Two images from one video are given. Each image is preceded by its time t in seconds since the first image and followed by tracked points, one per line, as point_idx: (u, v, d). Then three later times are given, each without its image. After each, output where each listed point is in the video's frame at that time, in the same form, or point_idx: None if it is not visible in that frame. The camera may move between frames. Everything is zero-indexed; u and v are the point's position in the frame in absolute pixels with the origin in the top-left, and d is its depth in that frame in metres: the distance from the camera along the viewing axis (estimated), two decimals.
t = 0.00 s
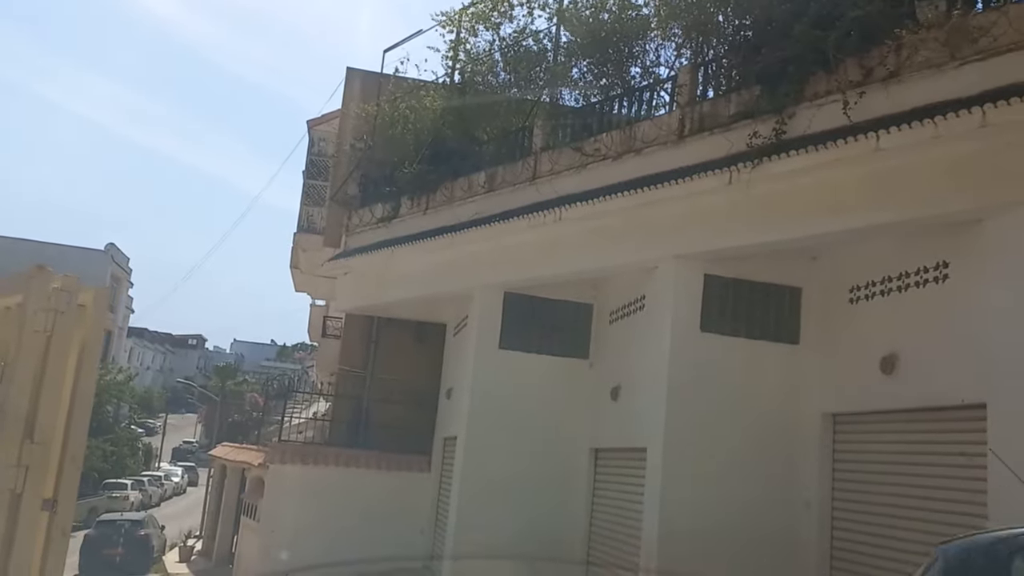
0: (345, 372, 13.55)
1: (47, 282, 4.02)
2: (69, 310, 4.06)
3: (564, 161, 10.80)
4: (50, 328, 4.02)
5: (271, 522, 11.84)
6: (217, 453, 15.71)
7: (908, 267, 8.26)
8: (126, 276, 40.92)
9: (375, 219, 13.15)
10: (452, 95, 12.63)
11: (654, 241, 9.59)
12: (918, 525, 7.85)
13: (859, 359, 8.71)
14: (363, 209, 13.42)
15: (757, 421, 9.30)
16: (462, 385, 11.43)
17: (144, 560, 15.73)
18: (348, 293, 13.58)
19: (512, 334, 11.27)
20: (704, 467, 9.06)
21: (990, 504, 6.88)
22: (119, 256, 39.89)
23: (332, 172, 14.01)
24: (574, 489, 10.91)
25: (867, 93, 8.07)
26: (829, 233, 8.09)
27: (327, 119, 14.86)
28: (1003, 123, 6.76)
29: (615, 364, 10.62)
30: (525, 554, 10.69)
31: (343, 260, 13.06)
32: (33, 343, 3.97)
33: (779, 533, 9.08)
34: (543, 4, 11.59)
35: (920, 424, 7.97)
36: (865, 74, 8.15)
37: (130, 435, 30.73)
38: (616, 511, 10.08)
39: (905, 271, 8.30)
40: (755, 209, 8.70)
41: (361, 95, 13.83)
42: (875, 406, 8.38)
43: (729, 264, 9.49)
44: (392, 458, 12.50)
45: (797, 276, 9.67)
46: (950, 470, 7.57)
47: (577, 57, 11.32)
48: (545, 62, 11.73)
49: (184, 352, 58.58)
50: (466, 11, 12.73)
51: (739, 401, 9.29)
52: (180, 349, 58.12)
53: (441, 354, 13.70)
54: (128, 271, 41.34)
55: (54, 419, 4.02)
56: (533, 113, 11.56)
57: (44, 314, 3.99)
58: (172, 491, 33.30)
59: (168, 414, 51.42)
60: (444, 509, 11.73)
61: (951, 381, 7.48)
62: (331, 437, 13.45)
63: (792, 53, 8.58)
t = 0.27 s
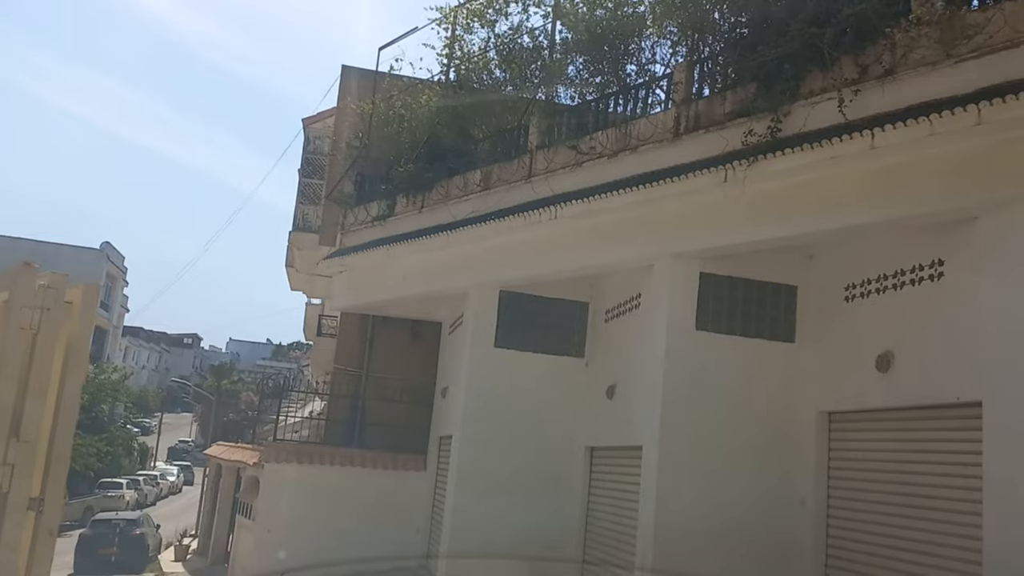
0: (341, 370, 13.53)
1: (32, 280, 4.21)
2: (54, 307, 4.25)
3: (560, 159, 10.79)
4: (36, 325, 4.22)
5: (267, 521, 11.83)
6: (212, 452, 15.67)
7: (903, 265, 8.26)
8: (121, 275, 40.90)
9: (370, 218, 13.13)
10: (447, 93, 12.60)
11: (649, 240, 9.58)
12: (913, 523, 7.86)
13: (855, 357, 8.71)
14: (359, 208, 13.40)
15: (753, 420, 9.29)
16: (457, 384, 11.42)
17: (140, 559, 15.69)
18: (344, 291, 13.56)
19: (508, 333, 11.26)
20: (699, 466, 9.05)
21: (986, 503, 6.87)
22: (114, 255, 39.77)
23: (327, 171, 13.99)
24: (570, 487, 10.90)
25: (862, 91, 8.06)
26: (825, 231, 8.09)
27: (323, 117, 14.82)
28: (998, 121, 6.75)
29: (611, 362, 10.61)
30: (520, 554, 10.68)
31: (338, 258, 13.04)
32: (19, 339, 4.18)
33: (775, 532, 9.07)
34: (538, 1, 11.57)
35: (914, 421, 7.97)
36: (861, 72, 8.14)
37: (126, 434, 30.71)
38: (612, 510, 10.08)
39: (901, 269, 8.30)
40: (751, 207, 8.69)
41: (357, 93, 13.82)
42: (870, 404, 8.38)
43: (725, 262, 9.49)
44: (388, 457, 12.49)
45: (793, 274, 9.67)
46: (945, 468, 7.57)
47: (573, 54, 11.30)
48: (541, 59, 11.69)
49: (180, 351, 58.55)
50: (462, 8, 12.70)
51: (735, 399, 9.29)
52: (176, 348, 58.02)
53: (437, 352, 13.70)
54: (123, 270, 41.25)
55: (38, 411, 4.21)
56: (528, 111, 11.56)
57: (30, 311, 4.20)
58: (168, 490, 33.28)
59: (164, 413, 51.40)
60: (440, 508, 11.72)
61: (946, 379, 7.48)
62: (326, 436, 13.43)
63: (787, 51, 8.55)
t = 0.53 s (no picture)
0: (335, 369, 13.70)
1: (17, 277, 4.68)
2: (37, 303, 4.71)
3: (555, 157, 10.76)
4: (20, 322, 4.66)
5: (261, 520, 11.79)
6: (207, 452, 15.60)
7: (899, 264, 8.24)
8: (117, 274, 40.84)
9: (365, 216, 13.10)
10: (441, 91, 12.54)
11: (644, 239, 9.56)
12: (907, 523, 7.85)
13: (850, 355, 8.69)
14: (354, 206, 13.37)
15: (749, 419, 9.27)
16: (452, 383, 11.40)
17: (135, 559, 15.63)
18: (339, 290, 13.53)
19: (503, 332, 11.25)
20: (695, 466, 9.03)
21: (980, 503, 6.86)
22: (109, 254, 39.66)
23: (322, 169, 13.96)
24: (565, 487, 10.88)
25: (857, 89, 8.04)
26: (819, 229, 8.07)
27: (318, 115, 14.76)
28: (993, 120, 6.73)
29: (606, 361, 10.59)
30: (515, 554, 10.65)
31: (333, 257, 13.01)
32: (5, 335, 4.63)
33: (770, 532, 9.06)
34: None
35: (909, 421, 7.97)
36: (856, 70, 8.13)
37: (122, 433, 30.69)
38: (607, 510, 10.07)
39: (896, 267, 8.28)
40: (745, 206, 8.67)
41: (352, 91, 13.78)
42: (865, 403, 8.37)
43: (720, 261, 9.47)
44: (383, 456, 12.46)
45: (788, 273, 9.65)
46: (940, 467, 7.55)
47: (567, 52, 11.20)
48: (536, 57, 11.58)
49: (176, 350, 58.52)
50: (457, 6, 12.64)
51: (730, 398, 9.27)
52: (172, 347, 57.98)
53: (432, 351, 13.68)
54: (119, 268, 41.14)
55: (24, 402, 4.66)
56: (523, 110, 11.53)
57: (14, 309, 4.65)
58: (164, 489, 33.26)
59: (161, 412, 51.39)
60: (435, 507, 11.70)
61: (941, 378, 7.47)
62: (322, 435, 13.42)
63: (782, 49, 8.51)
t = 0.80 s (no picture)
0: (330, 369, 13.68)
1: None
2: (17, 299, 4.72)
3: (550, 156, 10.74)
4: None
5: (254, 519, 11.73)
6: (202, 451, 15.51)
7: (893, 263, 8.22)
8: (111, 273, 40.84)
9: (359, 215, 13.07)
10: (435, 89, 12.48)
11: (639, 237, 9.53)
12: (902, 522, 7.83)
13: (844, 354, 8.67)
14: (347, 205, 13.34)
15: (744, 417, 9.24)
16: (446, 382, 11.37)
17: (126, 559, 15.52)
18: (333, 289, 13.50)
19: (498, 331, 11.21)
20: (689, 465, 9.00)
21: (975, 502, 6.83)
22: (103, 253, 39.58)
23: (317, 168, 13.92)
24: (560, 486, 10.85)
25: (852, 88, 8.02)
26: (814, 228, 8.04)
27: (312, 114, 14.72)
28: (987, 117, 6.72)
29: (600, 360, 10.56)
30: (509, 554, 10.61)
31: (328, 256, 12.98)
32: None
33: (764, 531, 9.03)
34: None
35: (903, 419, 7.95)
36: (850, 68, 8.11)
37: (117, 433, 30.63)
38: (601, 510, 10.03)
39: (891, 266, 8.26)
40: (740, 204, 8.64)
41: (347, 89, 13.75)
42: (860, 402, 8.35)
43: (714, 260, 9.44)
44: (377, 456, 12.42)
45: (783, 272, 9.63)
46: (934, 466, 7.53)
47: (562, 51, 11.16)
48: (530, 55, 11.55)
49: (171, 350, 58.48)
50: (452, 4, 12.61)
51: (724, 397, 9.24)
52: (167, 346, 57.93)
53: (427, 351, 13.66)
54: (113, 268, 41.03)
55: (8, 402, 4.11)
56: (518, 109, 11.50)
57: None
58: (157, 489, 33.20)
59: (156, 413, 51.35)
60: (429, 507, 11.66)
61: (935, 377, 7.45)
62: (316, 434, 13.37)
63: (776, 47, 8.48)
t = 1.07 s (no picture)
0: (325, 367, 13.58)
1: None
2: None
3: (545, 154, 10.70)
4: None
5: (248, 518, 11.68)
6: (197, 450, 15.46)
7: (889, 261, 8.20)
8: (106, 271, 40.77)
9: (354, 213, 13.03)
10: (431, 86, 12.43)
11: (634, 235, 9.50)
12: (898, 521, 7.80)
13: (840, 353, 8.64)
14: (343, 203, 13.31)
15: (739, 416, 9.21)
16: (441, 381, 11.33)
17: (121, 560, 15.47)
18: (328, 287, 13.47)
19: (493, 330, 11.17)
20: (685, 464, 8.96)
21: (971, 501, 6.80)
22: (99, 252, 39.50)
23: (312, 165, 13.87)
24: (555, 485, 10.81)
25: (848, 85, 7.99)
26: (810, 225, 8.00)
27: (307, 111, 14.67)
28: (984, 115, 6.69)
29: (596, 359, 10.53)
30: (504, 554, 10.57)
31: (322, 254, 12.95)
32: None
33: (760, 530, 8.99)
34: None
35: (900, 418, 7.91)
36: (846, 65, 8.06)
37: (113, 432, 30.57)
38: (597, 509, 9.99)
39: (887, 264, 8.23)
40: (735, 202, 8.61)
41: (343, 87, 13.70)
42: (855, 401, 8.32)
43: (709, 258, 9.41)
44: (372, 455, 12.37)
45: (779, 270, 9.60)
46: (930, 465, 7.50)
47: (557, 48, 11.09)
48: (525, 53, 11.48)
49: (168, 349, 58.41)
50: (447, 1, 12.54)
51: (720, 396, 9.20)
52: (163, 346, 57.85)
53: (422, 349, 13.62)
54: (109, 267, 40.93)
55: None
56: (513, 107, 11.47)
57: None
58: (153, 489, 33.14)
59: (152, 412, 51.28)
60: (424, 506, 11.63)
61: (931, 375, 7.41)
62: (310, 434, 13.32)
63: (772, 44, 8.44)
